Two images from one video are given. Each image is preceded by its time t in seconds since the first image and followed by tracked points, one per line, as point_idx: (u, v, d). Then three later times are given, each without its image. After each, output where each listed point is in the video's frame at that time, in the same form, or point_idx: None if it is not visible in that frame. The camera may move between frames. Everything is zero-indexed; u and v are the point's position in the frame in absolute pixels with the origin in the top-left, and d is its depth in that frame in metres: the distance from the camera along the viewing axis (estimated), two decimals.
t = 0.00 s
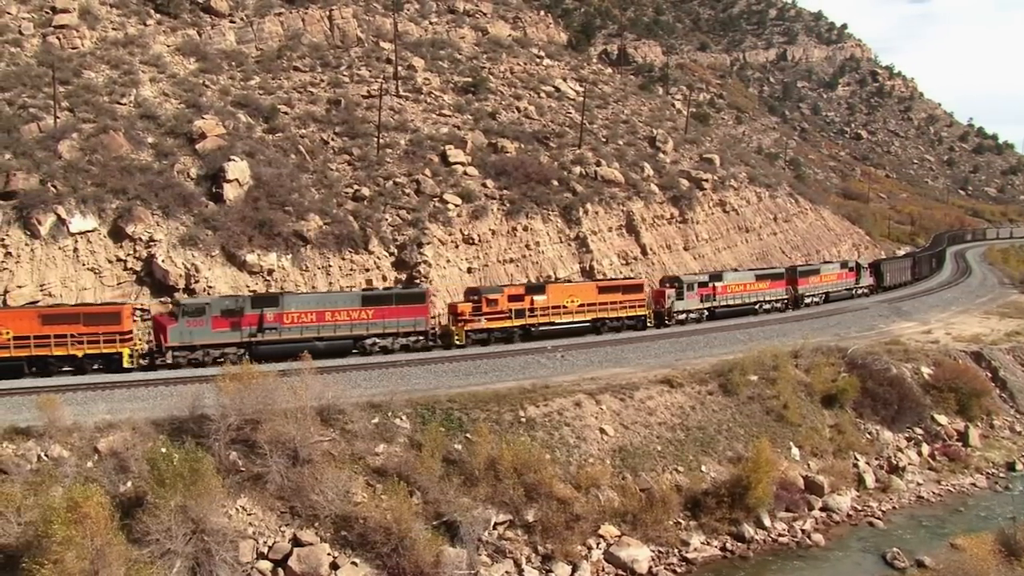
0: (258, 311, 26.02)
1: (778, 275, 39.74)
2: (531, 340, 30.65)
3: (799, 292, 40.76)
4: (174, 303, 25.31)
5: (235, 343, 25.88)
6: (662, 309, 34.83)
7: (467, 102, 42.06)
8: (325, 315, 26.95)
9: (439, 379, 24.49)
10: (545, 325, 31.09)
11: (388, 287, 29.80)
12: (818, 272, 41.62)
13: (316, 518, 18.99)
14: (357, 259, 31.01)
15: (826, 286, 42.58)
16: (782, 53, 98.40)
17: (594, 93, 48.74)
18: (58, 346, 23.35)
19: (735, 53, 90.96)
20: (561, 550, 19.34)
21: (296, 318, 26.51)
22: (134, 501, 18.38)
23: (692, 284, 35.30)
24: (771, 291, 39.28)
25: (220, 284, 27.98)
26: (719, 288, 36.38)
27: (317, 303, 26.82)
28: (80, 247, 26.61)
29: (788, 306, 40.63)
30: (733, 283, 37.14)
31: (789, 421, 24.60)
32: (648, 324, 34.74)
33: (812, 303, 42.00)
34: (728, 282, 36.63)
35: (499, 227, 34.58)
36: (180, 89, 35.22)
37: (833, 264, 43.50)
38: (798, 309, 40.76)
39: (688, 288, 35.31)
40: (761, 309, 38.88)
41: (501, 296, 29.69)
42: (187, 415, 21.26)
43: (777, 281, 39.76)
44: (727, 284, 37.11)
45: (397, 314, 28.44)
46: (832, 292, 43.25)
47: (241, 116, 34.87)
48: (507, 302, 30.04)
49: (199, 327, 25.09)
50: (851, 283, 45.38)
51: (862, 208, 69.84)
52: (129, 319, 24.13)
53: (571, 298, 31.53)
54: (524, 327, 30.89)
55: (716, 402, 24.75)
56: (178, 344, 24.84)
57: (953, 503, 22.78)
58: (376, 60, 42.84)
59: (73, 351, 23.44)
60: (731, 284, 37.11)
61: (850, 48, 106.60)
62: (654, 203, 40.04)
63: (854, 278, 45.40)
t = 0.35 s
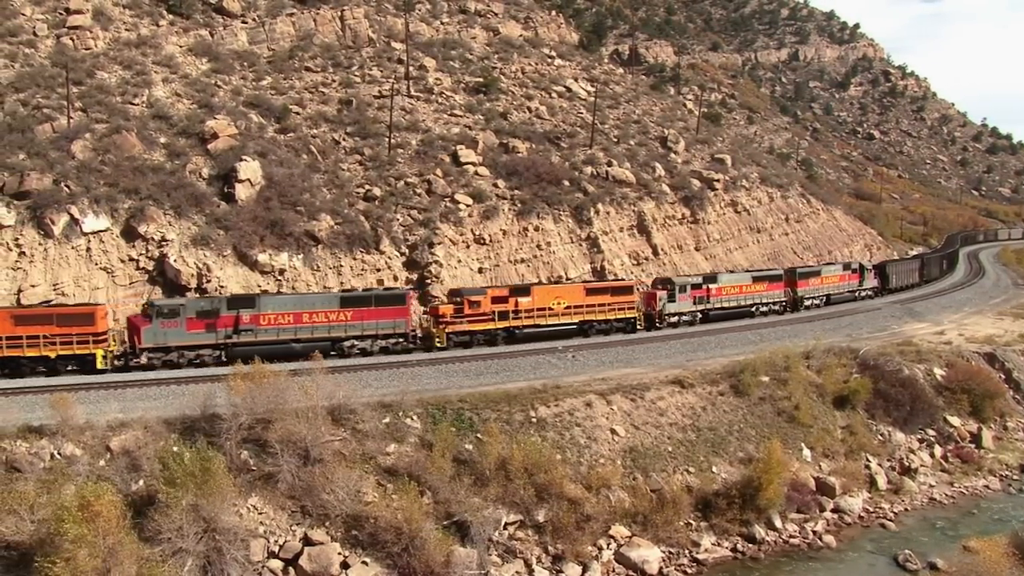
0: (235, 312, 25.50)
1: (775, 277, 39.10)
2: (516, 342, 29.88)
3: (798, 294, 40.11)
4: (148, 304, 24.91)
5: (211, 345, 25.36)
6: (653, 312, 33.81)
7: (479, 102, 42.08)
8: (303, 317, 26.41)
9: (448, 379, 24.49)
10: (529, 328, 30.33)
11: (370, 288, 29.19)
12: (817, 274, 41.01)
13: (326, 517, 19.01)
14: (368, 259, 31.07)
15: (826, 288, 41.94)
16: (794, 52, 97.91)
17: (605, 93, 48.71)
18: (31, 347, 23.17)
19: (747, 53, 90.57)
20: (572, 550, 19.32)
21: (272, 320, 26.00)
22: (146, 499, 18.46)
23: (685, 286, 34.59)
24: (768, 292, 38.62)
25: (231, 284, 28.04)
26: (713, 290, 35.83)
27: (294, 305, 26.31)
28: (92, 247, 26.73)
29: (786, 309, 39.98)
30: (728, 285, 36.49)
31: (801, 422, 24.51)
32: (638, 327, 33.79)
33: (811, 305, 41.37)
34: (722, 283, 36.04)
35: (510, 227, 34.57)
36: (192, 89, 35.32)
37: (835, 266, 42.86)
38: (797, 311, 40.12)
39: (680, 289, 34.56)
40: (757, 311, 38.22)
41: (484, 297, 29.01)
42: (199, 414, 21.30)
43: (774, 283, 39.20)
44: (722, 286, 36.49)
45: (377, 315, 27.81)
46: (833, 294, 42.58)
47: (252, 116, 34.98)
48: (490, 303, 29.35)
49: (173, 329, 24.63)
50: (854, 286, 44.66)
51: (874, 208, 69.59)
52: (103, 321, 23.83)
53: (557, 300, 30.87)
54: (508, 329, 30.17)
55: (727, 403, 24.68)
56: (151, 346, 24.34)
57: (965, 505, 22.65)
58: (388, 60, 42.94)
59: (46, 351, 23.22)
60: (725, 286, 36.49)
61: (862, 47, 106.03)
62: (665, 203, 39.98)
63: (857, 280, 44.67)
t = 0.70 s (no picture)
0: (213, 314, 25.29)
1: (774, 279, 38.20)
2: (501, 344, 29.37)
3: (797, 296, 39.20)
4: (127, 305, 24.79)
5: (189, 346, 25.21)
6: (644, 314, 33.28)
7: (490, 102, 42.09)
8: (282, 318, 26.15)
9: (460, 379, 24.49)
10: (516, 330, 29.82)
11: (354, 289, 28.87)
12: (818, 275, 40.14)
13: (337, 517, 19.05)
14: (379, 258, 31.10)
15: (828, 290, 40.98)
16: (806, 52, 97.29)
17: (616, 93, 48.65)
18: (7, 348, 23.04)
19: (758, 52, 90.08)
20: (582, 551, 19.31)
21: (251, 321, 25.78)
22: (157, 498, 18.55)
23: (678, 288, 33.90)
24: (766, 294, 37.72)
25: (243, 284, 28.12)
26: (707, 292, 35.07)
27: (273, 306, 26.05)
28: (105, 247, 26.87)
29: (784, 311, 39.12)
30: (724, 287, 35.63)
31: (812, 423, 24.43)
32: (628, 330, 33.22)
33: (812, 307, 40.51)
34: (716, 285, 35.24)
35: (521, 227, 34.56)
36: (204, 89, 35.44)
37: (837, 268, 42.05)
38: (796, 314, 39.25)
39: (672, 291, 33.94)
40: (754, 314, 37.35)
41: (468, 298, 28.62)
42: (210, 413, 21.37)
43: (773, 285, 38.29)
44: (717, 288, 35.67)
45: (358, 317, 27.47)
46: (834, 296, 41.69)
47: (264, 116, 35.07)
48: (474, 305, 28.95)
49: (151, 330, 24.51)
50: (857, 288, 43.72)
51: (886, 209, 69.25)
52: (80, 322, 23.63)
53: (545, 302, 30.38)
54: (493, 332, 29.68)
55: (738, 403, 24.60)
56: (129, 347, 24.24)
57: (978, 507, 22.54)
58: (399, 60, 42.99)
59: (21, 352, 23.08)
60: (721, 288, 35.64)
61: (874, 47, 105.40)
62: (677, 203, 39.91)
63: (861, 282, 43.74)
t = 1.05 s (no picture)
0: (191, 314, 25.08)
1: (774, 281, 37.21)
2: (485, 346, 28.94)
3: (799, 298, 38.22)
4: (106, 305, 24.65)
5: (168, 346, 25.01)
6: (636, 316, 32.59)
7: (504, 102, 42.08)
8: (261, 319, 25.87)
9: (473, 379, 24.46)
10: (501, 332, 29.31)
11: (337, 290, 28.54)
12: (820, 277, 39.17)
13: (351, 516, 19.10)
14: (393, 258, 31.12)
15: (830, 292, 39.96)
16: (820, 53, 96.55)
17: (631, 93, 48.57)
18: None
19: (773, 53, 89.72)
20: (595, 552, 19.28)
21: (230, 322, 25.52)
22: (172, 496, 18.65)
23: (671, 290, 33.21)
24: (766, 297, 36.75)
25: (257, 283, 28.21)
26: (703, 294, 34.24)
27: (252, 306, 25.79)
28: (121, 246, 27.05)
29: (785, 314, 38.20)
30: (720, 289, 34.79)
31: (826, 425, 24.31)
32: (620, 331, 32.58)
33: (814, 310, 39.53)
34: (713, 287, 34.40)
35: (535, 227, 34.53)
36: (219, 90, 35.60)
37: (841, 269, 41.07)
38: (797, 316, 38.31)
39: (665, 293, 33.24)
40: (753, 316, 36.45)
41: (451, 300, 28.12)
42: (225, 412, 21.45)
43: (772, 286, 37.25)
44: (713, 290, 34.86)
45: (339, 318, 27.12)
46: (838, 298, 40.71)
47: (278, 116, 35.20)
48: (459, 307, 28.46)
49: (128, 330, 24.34)
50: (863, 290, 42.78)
51: (902, 209, 68.79)
52: (56, 322, 23.48)
53: (532, 303, 29.88)
54: (478, 333, 29.24)
55: (752, 404, 24.50)
56: (106, 347, 24.09)
57: (995, 510, 22.36)
58: (413, 60, 43.07)
59: None
60: (717, 290, 34.81)
61: (890, 47, 104.54)
62: (691, 204, 39.80)
63: (866, 283, 42.75)
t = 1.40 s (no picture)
0: (172, 315, 24.73)
1: (774, 283, 36.48)
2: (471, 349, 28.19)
3: (799, 300, 37.40)
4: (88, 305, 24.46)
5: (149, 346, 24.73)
6: (630, 318, 31.74)
7: (519, 102, 42.08)
8: (243, 320, 25.43)
9: (487, 379, 24.46)
10: (488, 334, 28.61)
11: (324, 290, 27.92)
12: (822, 279, 38.38)
13: (364, 515, 19.14)
14: (407, 258, 31.19)
15: (833, 294, 39.09)
16: (837, 51, 96.67)
17: (645, 93, 48.47)
18: None
19: (788, 53, 89.61)
20: (609, 552, 19.25)
21: (211, 322, 25.12)
22: (187, 494, 18.76)
23: (665, 291, 32.59)
24: (765, 299, 35.96)
25: (272, 283, 28.31)
26: (699, 296, 33.53)
27: (234, 307, 25.37)
28: (137, 245, 27.24)
29: (786, 316, 37.42)
30: (716, 291, 34.12)
31: (841, 426, 24.20)
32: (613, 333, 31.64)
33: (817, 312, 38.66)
34: (708, 289, 33.73)
35: (549, 227, 34.50)
36: (234, 90, 35.76)
37: (845, 272, 40.25)
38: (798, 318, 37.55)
39: (659, 295, 32.63)
40: (751, 319, 35.69)
41: (437, 301, 27.52)
42: (239, 411, 21.54)
43: (772, 288, 36.44)
44: (709, 291, 34.18)
45: (323, 319, 26.54)
46: (841, 300, 39.85)
47: (293, 116, 35.31)
48: (444, 308, 27.83)
49: (109, 330, 24.13)
50: (869, 292, 41.82)
51: (919, 210, 68.27)
52: (37, 322, 23.29)
53: (521, 305, 29.10)
54: (465, 335, 28.52)
55: (767, 405, 24.40)
56: (86, 347, 23.92)
57: (1013, 513, 22.19)
58: (428, 60, 43.12)
59: None
60: (713, 292, 34.15)
61: (907, 46, 103.64)
62: (705, 204, 39.69)
63: (872, 285, 41.79)
